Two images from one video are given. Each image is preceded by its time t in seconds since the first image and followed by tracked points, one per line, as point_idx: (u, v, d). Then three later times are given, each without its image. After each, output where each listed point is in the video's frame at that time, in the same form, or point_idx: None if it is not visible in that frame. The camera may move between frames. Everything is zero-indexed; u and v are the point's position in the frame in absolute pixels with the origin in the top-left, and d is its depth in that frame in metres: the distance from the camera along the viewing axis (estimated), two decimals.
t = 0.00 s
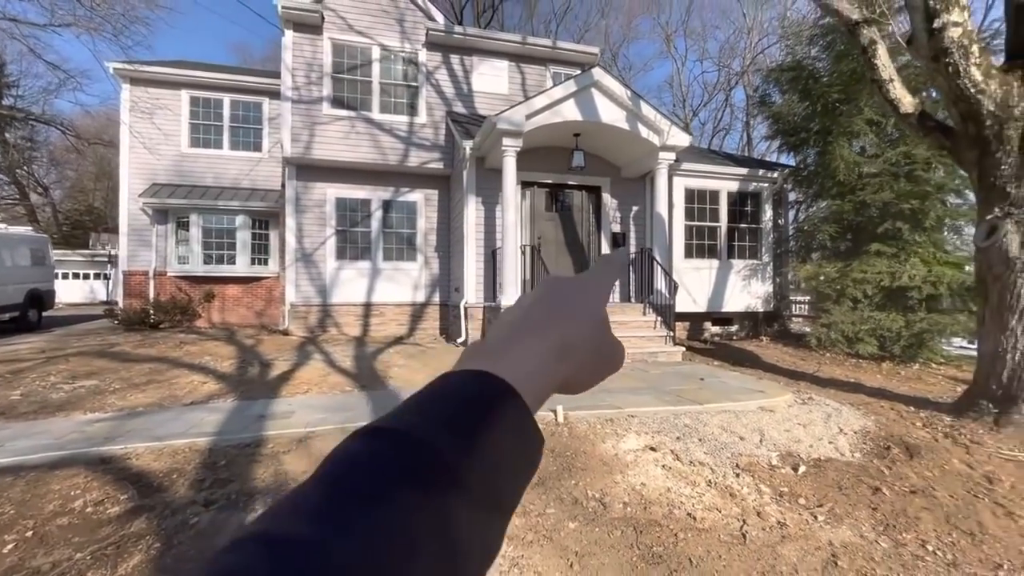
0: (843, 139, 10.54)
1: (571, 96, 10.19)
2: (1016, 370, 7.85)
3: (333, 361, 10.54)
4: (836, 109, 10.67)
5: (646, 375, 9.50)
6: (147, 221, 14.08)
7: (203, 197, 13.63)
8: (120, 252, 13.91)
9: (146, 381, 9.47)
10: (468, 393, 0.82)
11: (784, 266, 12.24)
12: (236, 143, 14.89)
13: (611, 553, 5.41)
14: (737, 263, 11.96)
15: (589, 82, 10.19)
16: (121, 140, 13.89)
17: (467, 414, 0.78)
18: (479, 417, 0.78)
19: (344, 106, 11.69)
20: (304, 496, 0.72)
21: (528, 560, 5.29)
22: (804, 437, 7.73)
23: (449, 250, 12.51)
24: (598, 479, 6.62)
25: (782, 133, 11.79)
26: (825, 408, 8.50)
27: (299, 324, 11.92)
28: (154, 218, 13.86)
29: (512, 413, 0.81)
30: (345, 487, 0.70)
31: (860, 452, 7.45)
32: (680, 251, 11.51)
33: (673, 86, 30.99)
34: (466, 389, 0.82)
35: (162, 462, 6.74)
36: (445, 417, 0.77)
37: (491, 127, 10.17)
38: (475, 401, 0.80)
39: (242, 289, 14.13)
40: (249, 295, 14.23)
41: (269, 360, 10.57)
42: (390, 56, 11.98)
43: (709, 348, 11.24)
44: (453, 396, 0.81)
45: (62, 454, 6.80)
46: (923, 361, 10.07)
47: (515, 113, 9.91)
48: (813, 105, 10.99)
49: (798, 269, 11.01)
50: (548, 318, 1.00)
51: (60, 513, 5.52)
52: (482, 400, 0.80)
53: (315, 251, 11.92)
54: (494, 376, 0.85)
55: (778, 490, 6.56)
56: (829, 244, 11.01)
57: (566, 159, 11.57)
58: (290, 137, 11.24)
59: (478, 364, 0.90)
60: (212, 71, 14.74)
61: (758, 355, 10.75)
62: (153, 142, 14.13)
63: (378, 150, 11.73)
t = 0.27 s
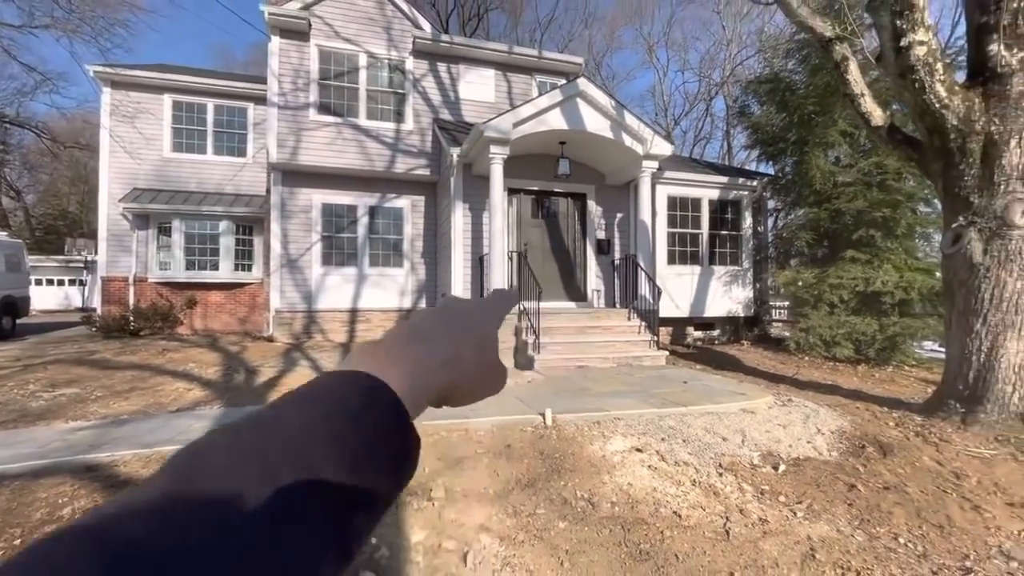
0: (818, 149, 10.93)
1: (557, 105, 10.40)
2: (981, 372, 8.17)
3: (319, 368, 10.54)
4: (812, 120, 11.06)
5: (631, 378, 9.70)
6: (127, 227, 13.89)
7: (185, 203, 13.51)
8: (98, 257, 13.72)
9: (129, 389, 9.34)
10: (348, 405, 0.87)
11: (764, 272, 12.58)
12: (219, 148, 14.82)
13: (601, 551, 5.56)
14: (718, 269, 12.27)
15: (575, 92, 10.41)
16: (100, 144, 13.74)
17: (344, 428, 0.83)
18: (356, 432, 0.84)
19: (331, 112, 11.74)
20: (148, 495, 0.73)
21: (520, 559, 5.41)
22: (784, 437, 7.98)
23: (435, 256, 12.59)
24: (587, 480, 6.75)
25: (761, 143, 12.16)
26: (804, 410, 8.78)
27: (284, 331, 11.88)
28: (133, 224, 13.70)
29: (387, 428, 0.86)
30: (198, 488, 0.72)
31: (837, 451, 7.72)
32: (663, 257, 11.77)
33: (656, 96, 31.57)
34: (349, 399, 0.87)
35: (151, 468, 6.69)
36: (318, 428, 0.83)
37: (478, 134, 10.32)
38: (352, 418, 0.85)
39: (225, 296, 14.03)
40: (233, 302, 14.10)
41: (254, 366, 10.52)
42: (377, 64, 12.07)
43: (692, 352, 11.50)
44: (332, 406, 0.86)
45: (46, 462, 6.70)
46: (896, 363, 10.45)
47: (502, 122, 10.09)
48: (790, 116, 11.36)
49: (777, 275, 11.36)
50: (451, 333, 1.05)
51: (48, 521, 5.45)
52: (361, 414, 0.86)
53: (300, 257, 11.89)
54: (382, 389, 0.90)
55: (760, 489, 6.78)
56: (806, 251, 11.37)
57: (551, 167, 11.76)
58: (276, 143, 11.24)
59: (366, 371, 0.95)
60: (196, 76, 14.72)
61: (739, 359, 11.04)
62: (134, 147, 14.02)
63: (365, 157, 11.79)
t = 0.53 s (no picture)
0: (796, 158, 11.24)
1: (542, 114, 10.54)
2: (953, 374, 8.50)
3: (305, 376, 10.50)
4: (790, 130, 11.37)
5: (617, 383, 9.86)
6: (105, 232, 13.86)
7: (166, 208, 13.37)
8: (75, 263, 13.61)
9: (109, 398, 9.17)
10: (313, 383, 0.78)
11: (746, 278, 12.88)
12: (201, 153, 14.92)
13: (594, 554, 5.66)
14: (701, 275, 12.53)
15: (560, 101, 10.56)
16: (78, 148, 13.76)
17: (316, 413, 0.76)
18: (329, 415, 0.76)
19: (316, 118, 11.72)
20: (105, 477, 0.68)
21: (514, 564, 5.48)
22: (767, 440, 8.21)
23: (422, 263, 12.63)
24: (577, 485, 6.85)
25: (741, 152, 12.46)
26: (786, 413, 9.03)
27: (268, 338, 11.78)
28: (111, 230, 13.51)
29: (362, 413, 0.80)
30: (156, 469, 0.67)
31: (818, 452, 7.97)
32: (648, 263, 11.98)
33: (638, 103, 32.05)
34: (317, 376, 0.79)
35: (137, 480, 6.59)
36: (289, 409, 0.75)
37: (465, 142, 10.41)
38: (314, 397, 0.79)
39: (206, 303, 13.88)
40: (214, 308, 13.97)
41: (239, 375, 10.41)
42: (363, 71, 12.08)
43: (676, 357, 11.72)
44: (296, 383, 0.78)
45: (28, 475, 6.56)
46: (873, 366, 10.81)
47: (489, 130, 10.19)
48: (768, 126, 11.66)
49: (758, 281, 11.65)
50: (422, 299, 0.96)
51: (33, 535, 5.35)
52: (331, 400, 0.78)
53: (284, 264, 11.82)
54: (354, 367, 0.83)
55: (746, 490, 6.96)
56: (785, 257, 11.66)
57: (538, 174, 11.90)
58: (261, 148, 11.18)
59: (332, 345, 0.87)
60: (178, 79, 14.80)
61: (722, 363, 11.29)
62: (112, 151, 14.07)
63: (351, 163, 11.78)
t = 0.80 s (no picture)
0: (777, 165, 11.49)
1: (530, 119, 10.60)
2: (931, 374, 8.81)
3: (291, 383, 10.37)
4: (771, 137, 11.62)
5: (606, 387, 9.93)
6: (80, 237, 13.64)
7: (146, 213, 13.33)
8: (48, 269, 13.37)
9: (88, 408, 8.91)
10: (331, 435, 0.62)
11: (729, 281, 13.10)
12: (181, 156, 14.83)
13: (590, 557, 5.68)
14: (685, 279, 12.71)
15: (547, 107, 10.64)
16: (53, 150, 13.61)
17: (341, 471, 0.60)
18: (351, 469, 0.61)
19: (301, 122, 11.64)
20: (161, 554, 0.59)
21: (511, 568, 5.47)
22: (755, 440, 8.35)
23: (409, 267, 12.58)
24: (571, 488, 6.87)
25: (724, 158, 12.69)
26: (772, 414, 9.20)
27: (251, 345, 11.61)
28: (87, 234, 13.39)
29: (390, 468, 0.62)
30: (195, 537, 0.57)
31: (805, 452, 8.14)
32: (633, 268, 12.11)
33: (621, 110, 32.50)
34: (336, 430, 0.62)
35: (122, 490, 6.41)
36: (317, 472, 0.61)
37: (453, 147, 10.42)
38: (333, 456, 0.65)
39: (187, 309, 13.79)
40: (195, 314, 13.88)
41: (222, 382, 10.22)
42: (348, 75, 12.04)
43: (662, 360, 11.86)
44: (313, 441, 0.62)
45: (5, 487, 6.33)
46: (852, 367, 11.09)
47: (476, 135, 10.22)
48: (750, 133, 11.90)
49: (742, 285, 11.86)
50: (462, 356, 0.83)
51: (14, 549, 5.17)
52: (358, 456, 0.61)
53: (268, 269, 11.68)
54: (382, 423, 0.66)
55: (737, 490, 7.07)
56: (767, 261, 11.89)
57: (525, 179, 11.96)
58: (244, 152, 11.05)
59: (355, 399, 0.70)
60: (158, 81, 14.72)
61: (707, 365, 11.46)
62: (88, 154, 13.94)
63: (336, 167, 11.70)
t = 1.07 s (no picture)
0: (760, 170, 11.69)
1: (518, 124, 10.63)
2: (914, 374, 9.19)
3: (278, 390, 10.21)
4: (753, 144, 11.83)
5: (597, 390, 9.97)
6: (53, 241, 13.45)
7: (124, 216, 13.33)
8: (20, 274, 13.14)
9: (66, 417, 8.62)
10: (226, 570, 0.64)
11: (714, 285, 13.31)
12: (160, 158, 14.86)
13: (590, 562, 5.67)
14: (671, 283, 12.86)
15: (535, 112, 10.68)
16: (27, 151, 13.54)
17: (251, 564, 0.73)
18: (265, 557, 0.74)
19: (286, 125, 11.61)
20: None
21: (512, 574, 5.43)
22: (745, 442, 8.47)
23: (396, 272, 12.55)
24: (567, 492, 6.87)
25: (708, 164, 12.86)
26: (761, 415, 9.34)
27: (234, 351, 11.41)
28: (61, 238, 13.31)
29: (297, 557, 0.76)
30: None
31: (794, 453, 8.28)
32: (621, 271, 12.21)
33: (605, 116, 32.86)
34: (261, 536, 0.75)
35: (106, 503, 6.20)
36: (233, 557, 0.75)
37: (441, 152, 10.41)
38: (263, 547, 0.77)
39: (166, 314, 13.85)
40: (174, 320, 13.93)
41: (206, 390, 9.99)
42: (333, 78, 12.07)
43: (650, 363, 11.96)
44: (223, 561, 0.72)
45: None
46: (834, 368, 11.37)
47: (465, 139, 10.22)
48: (733, 139, 12.09)
49: (727, 288, 12.05)
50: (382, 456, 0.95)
51: None
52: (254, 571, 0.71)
53: (252, 274, 11.52)
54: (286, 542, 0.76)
55: (730, 492, 7.16)
56: (750, 265, 12.06)
57: (513, 184, 11.99)
58: (227, 155, 10.92)
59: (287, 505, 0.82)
60: (137, 81, 14.75)
61: (694, 368, 11.60)
62: (64, 156, 13.89)
63: (322, 171, 11.64)
